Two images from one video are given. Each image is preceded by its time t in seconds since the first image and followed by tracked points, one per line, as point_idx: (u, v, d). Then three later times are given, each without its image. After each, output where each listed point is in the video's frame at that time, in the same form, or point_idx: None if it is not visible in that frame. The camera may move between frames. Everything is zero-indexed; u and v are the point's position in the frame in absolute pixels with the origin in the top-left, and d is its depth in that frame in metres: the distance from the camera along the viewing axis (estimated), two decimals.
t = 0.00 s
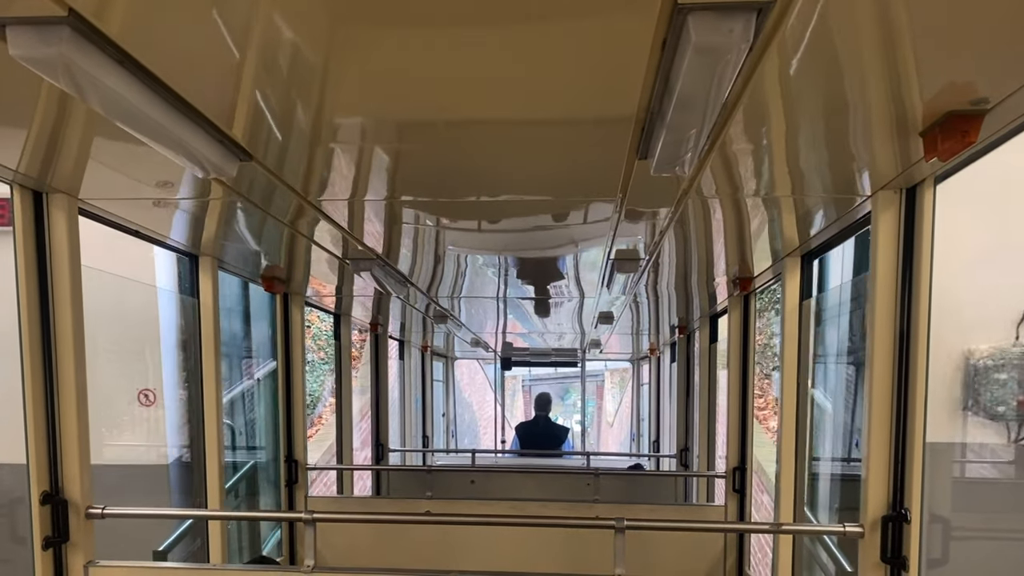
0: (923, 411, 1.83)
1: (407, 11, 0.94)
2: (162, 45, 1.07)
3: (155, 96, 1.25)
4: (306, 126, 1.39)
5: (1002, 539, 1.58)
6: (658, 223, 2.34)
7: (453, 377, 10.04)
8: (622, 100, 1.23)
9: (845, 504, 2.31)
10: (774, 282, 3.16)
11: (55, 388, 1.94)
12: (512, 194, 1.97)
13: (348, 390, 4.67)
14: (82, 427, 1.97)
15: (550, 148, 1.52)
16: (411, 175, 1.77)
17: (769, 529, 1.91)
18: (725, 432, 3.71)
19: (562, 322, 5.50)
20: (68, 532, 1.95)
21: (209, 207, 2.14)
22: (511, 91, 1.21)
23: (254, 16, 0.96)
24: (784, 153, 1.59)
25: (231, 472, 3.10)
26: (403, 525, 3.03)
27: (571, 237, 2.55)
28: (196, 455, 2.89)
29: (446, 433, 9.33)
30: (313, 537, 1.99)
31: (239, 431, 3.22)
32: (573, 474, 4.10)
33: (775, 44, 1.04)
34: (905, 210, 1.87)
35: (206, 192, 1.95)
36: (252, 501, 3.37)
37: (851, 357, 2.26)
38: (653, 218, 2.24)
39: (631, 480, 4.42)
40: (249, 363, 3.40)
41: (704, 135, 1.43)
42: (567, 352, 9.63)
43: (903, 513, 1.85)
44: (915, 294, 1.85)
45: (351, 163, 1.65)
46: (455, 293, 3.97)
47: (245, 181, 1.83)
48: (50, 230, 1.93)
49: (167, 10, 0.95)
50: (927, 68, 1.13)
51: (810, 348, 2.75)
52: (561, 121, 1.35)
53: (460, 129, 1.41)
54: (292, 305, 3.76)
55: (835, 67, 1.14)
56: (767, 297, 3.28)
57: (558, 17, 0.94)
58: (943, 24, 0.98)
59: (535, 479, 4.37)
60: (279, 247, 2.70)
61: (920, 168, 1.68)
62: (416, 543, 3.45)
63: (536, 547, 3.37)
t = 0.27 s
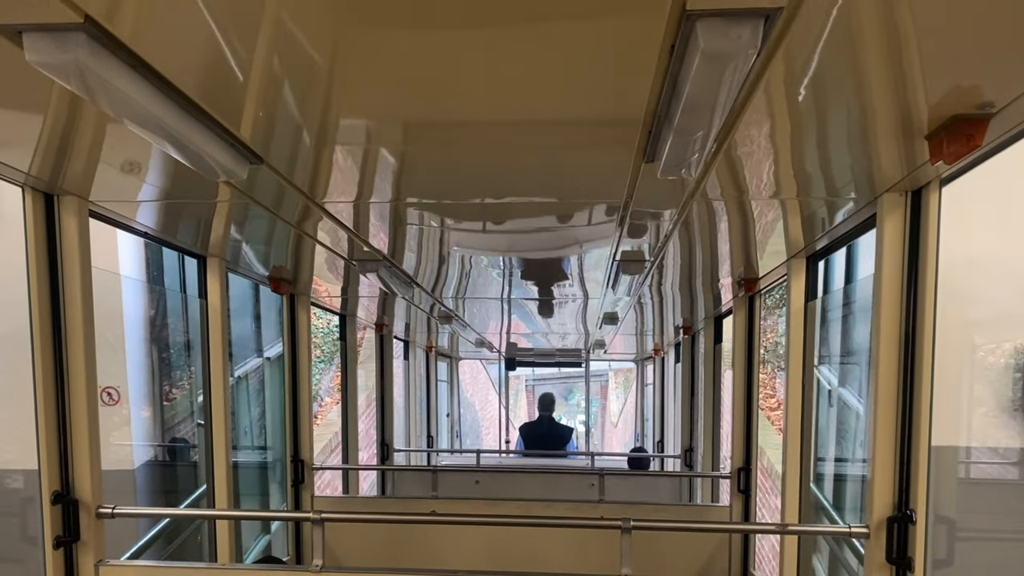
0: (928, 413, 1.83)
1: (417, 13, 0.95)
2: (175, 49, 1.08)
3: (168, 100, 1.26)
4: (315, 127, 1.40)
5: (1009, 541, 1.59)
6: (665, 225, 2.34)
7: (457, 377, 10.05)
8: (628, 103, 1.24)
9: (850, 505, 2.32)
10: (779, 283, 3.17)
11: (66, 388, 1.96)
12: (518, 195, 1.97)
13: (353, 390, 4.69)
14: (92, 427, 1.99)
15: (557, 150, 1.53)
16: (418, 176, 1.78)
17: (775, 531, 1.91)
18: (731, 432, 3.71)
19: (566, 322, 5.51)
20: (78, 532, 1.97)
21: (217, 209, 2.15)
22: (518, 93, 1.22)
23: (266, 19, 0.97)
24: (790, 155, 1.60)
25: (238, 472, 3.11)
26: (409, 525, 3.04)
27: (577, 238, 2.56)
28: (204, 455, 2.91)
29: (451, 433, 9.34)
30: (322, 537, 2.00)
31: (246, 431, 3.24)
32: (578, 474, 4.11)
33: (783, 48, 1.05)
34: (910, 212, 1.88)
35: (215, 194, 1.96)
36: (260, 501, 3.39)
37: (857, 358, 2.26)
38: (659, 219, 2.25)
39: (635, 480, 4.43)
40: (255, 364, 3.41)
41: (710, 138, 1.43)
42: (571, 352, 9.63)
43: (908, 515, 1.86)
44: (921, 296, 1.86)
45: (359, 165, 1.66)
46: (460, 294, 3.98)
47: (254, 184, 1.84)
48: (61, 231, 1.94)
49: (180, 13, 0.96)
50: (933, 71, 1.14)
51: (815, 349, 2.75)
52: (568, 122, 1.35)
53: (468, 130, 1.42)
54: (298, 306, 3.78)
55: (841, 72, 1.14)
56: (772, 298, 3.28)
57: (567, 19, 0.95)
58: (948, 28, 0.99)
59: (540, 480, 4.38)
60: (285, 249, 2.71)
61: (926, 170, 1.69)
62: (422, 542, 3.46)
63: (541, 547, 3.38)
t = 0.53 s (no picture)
0: (935, 412, 1.85)
1: (429, 16, 0.96)
2: (193, 54, 1.10)
3: (186, 104, 1.28)
4: (325, 129, 1.42)
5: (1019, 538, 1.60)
6: (673, 226, 2.36)
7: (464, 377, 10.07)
8: (637, 105, 1.26)
9: (856, 504, 2.33)
10: (786, 283, 3.18)
11: (81, 386, 1.98)
12: (526, 195, 1.99)
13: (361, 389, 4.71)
14: (107, 426, 2.01)
15: (566, 151, 1.54)
16: (427, 177, 1.80)
17: (783, 529, 1.92)
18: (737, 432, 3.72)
19: (573, 322, 5.52)
20: (93, 528, 1.99)
21: (228, 210, 2.17)
22: (529, 94, 1.23)
23: (280, 22, 0.99)
24: (798, 157, 1.61)
25: (248, 470, 3.14)
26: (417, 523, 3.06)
27: (585, 238, 2.57)
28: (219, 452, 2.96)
29: (457, 432, 9.35)
30: (333, 534, 2.02)
31: (256, 431, 3.26)
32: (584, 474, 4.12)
33: (791, 51, 1.06)
34: (917, 213, 1.89)
35: (227, 195, 1.98)
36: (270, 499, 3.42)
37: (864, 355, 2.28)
38: (667, 220, 2.26)
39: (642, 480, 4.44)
40: (265, 363, 3.43)
41: (719, 139, 1.45)
42: (578, 352, 9.65)
43: (915, 513, 1.87)
44: (927, 297, 1.87)
45: (370, 165, 1.68)
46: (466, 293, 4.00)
47: (266, 185, 1.86)
48: (77, 232, 1.97)
49: (198, 17, 0.98)
50: (940, 74, 1.15)
51: (822, 349, 2.76)
52: (577, 123, 1.37)
53: (478, 131, 1.43)
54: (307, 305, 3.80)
55: (849, 74, 1.16)
56: (779, 298, 3.29)
57: (578, 22, 0.97)
58: (954, 31, 1.01)
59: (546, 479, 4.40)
60: (295, 249, 2.74)
61: (933, 171, 1.70)
62: (429, 540, 3.48)
63: (548, 546, 3.39)
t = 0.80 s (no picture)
0: (947, 412, 1.84)
1: (444, 16, 0.97)
2: (210, 56, 1.11)
3: (203, 105, 1.30)
4: (338, 129, 1.43)
5: None
6: (684, 225, 2.36)
7: (472, 376, 10.08)
8: (649, 105, 1.26)
9: (868, 504, 2.33)
10: (797, 283, 3.17)
11: (97, 384, 2.00)
12: (537, 194, 1.99)
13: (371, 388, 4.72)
14: (123, 424, 2.03)
15: (578, 150, 1.55)
16: (438, 176, 1.81)
17: (793, 528, 1.92)
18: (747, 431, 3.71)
19: (582, 322, 5.52)
20: (108, 524, 2.02)
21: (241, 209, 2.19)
22: (542, 94, 1.24)
23: (296, 23, 1.00)
24: (809, 156, 1.61)
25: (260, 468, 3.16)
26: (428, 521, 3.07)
27: (595, 238, 2.57)
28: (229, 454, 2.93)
29: (466, 431, 9.36)
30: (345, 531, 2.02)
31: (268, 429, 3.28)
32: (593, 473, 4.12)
33: (803, 52, 1.07)
34: (928, 213, 1.89)
35: (240, 194, 2.00)
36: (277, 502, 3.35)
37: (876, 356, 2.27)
38: (678, 220, 2.26)
39: (651, 479, 4.44)
40: (276, 362, 3.45)
41: (730, 139, 1.45)
42: (587, 352, 9.65)
43: (927, 513, 1.87)
44: (939, 296, 1.86)
45: (382, 165, 1.69)
46: (476, 292, 4.01)
47: (279, 184, 1.87)
48: (92, 231, 1.99)
49: (216, 19, 0.99)
50: (953, 73, 1.15)
51: (833, 348, 2.76)
52: (588, 123, 1.38)
53: (491, 131, 1.44)
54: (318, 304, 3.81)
55: (861, 74, 1.16)
56: (790, 298, 3.29)
57: (592, 22, 0.97)
58: (968, 30, 1.01)
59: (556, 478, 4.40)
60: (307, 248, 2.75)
61: (945, 171, 1.70)
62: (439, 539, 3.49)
63: (558, 544, 3.40)
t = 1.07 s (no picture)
0: (960, 413, 1.84)
1: (457, 16, 0.97)
2: (226, 59, 1.12)
3: (219, 108, 1.31)
4: (352, 130, 1.44)
5: None
6: (696, 226, 2.35)
7: (483, 376, 10.09)
8: (662, 106, 1.26)
9: (880, 506, 2.32)
10: (809, 285, 3.16)
11: (112, 383, 2.02)
12: (549, 195, 1.99)
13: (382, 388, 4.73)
14: (138, 424, 2.05)
15: (588, 151, 1.55)
16: (451, 177, 1.81)
17: (805, 528, 1.92)
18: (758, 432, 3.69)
19: (593, 322, 5.52)
20: (124, 522, 2.04)
21: (254, 209, 2.20)
22: (553, 94, 1.24)
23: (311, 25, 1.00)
24: (822, 157, 1.61)
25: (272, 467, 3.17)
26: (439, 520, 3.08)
27: (606, 238, 2.57)
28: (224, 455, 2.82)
29: (476, 431, 9.36)
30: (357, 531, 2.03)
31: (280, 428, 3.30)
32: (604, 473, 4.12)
33: (817, 55, 1.07)
34: (942, 215, 1.88)
35: (253, 195, 2.01)
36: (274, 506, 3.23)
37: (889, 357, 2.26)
38: (691, 220, 2.26)
39: (663, 480, 4.43)
40: (288, 361, 3.46)
41: (743, 140, 1.45)
42: (598, 352, 9.64)
43: (941, 515, 1.86)
44: (953, 299, 1.86)
45: (392, 166, 1.69)
46: (487, 292, 4.01)
47: (292, 184, 1.88)
48: (107, 232, 2.01)
49: (233, 22, 1.00)
50: (968, 74, 1.15)
51: (845, 349, 2.75)
52: (600, 124, 1.38)
53: (503, 131, 1.44)
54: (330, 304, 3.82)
55: (875, 75, 1.16)
56: (802, 299, 3.28)
57: (606, 22, 0.97)
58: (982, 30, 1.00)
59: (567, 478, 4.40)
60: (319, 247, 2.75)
61: (959, 172, 1.69)
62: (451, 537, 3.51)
63: (568, 544, 3.39)
